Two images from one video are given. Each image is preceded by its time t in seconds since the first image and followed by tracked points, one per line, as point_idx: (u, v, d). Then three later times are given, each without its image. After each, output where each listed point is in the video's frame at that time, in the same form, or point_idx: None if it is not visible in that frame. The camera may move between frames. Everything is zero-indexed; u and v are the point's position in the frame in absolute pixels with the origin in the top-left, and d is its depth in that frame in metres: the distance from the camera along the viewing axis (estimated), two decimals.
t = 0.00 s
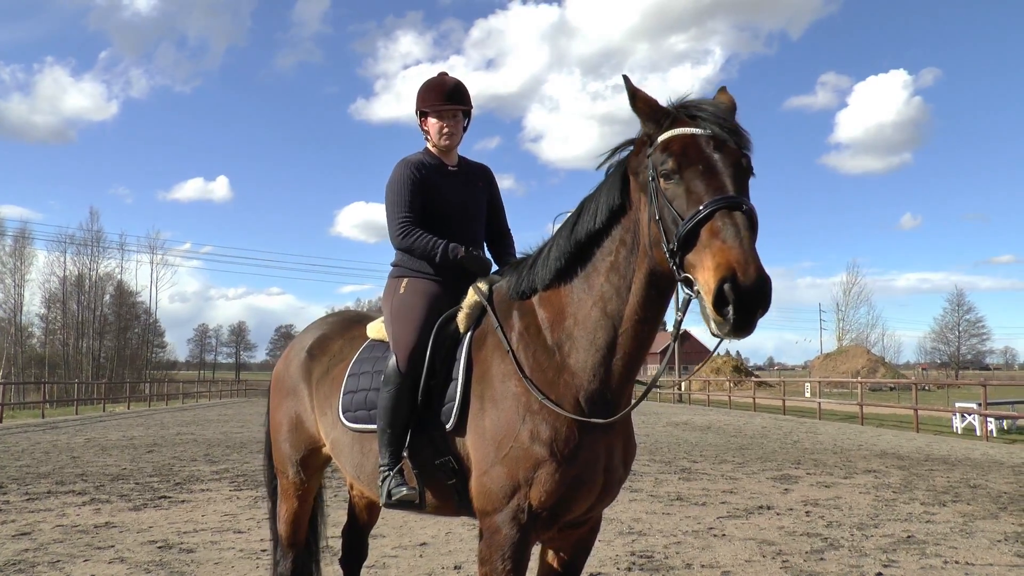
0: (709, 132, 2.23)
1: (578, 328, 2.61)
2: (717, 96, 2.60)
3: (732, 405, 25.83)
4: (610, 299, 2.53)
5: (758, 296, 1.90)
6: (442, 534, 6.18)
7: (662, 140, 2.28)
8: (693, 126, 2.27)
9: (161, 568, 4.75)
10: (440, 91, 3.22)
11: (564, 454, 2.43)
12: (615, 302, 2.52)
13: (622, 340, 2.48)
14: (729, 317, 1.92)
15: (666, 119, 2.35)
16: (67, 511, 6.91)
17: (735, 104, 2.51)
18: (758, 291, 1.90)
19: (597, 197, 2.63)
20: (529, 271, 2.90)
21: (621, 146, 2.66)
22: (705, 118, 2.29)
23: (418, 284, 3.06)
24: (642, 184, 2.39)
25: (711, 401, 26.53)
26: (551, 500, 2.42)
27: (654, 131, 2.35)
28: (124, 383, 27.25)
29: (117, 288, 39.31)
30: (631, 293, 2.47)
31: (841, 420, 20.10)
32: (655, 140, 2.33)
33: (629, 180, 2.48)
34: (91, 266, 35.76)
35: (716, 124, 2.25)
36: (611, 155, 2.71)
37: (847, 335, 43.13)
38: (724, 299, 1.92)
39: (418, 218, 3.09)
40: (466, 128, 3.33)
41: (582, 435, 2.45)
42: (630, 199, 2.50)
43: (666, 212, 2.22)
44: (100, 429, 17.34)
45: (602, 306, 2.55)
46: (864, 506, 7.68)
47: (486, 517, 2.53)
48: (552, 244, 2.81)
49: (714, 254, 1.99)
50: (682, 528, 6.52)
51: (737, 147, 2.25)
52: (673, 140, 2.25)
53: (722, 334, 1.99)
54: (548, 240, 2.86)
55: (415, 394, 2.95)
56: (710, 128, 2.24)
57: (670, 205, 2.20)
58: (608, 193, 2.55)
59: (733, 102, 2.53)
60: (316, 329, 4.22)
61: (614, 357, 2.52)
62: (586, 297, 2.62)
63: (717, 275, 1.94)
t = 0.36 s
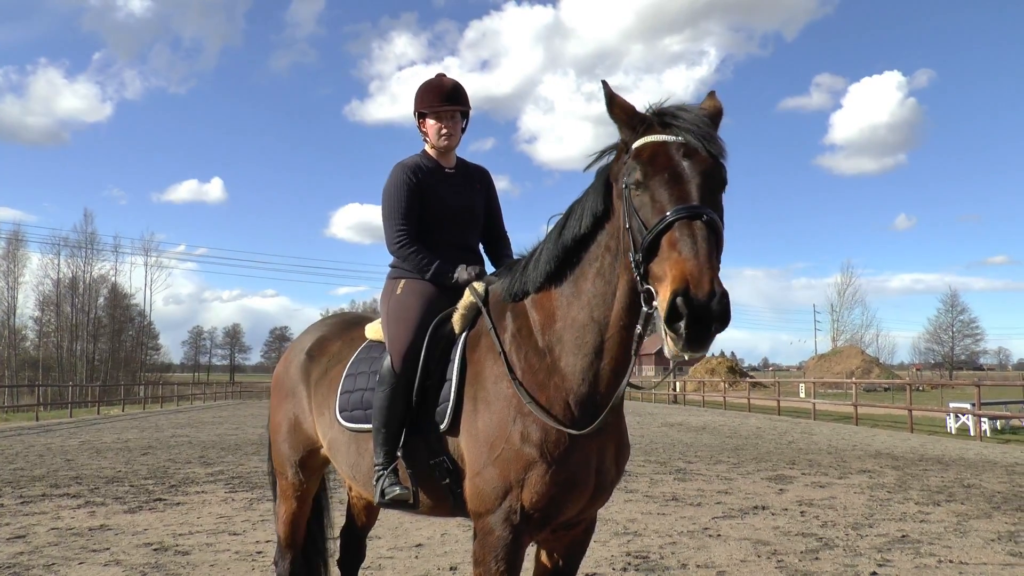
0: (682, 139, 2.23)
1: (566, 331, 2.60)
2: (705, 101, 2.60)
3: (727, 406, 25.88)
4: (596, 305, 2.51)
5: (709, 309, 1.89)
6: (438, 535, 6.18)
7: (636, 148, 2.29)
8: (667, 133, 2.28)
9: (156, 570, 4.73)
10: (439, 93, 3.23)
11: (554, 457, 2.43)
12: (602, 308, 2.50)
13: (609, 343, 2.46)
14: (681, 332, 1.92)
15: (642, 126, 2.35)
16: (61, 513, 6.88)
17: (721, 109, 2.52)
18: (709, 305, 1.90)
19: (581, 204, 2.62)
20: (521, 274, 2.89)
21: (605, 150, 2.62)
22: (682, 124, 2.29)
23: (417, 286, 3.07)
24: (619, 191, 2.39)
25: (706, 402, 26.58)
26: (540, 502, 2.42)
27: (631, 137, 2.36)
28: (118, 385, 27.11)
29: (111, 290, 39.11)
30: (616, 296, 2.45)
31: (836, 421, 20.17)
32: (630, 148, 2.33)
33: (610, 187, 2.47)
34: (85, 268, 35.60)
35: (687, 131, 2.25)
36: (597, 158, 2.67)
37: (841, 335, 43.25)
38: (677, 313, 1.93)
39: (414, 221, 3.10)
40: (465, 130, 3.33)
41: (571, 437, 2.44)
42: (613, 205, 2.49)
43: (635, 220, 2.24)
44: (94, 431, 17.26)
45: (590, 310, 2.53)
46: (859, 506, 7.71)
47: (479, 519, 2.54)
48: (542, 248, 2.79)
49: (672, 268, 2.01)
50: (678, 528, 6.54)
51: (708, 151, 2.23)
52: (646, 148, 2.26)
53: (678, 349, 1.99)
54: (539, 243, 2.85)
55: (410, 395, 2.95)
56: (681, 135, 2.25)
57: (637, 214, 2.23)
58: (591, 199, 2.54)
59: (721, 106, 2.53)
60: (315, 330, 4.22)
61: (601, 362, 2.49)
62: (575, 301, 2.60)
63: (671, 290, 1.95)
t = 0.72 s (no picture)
0: (657, 142, 2.22)
1: (560, 327, 2.59)
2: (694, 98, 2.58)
3: (726, 399, 25.93)
4: (588, 302, 2.49)
5: (666, 320, 1.89)
6: (437, 528, 6.20)
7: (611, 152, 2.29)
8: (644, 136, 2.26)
9: (156, 563, 4.75)
10: (439, 87, 3.21)
11: (552, 451, 2.43)
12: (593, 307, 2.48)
13: (603, 339, 2.45)
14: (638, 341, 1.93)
15: (620, 128, 2.34)
16: (61, 507, 6.88)
17: (709, 106, 2.51)
18: (665, 315, 1.90)
19: (572, 202, 2.59)
20: (519, 266, 2.89)
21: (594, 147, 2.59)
22: (659, 126, 2.28)
23: (418, 277, 3.07)
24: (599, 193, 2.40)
25: (704, 395, 26.63)
26: (536, 495, 2.43)
27: (609, 139, 2.35)
28: (116, 379, 27.09)
29: (109, 285, 39.03)
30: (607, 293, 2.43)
31: (834, 413, 20.22)
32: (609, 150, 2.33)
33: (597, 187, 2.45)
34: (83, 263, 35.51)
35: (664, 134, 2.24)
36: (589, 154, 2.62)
37: (840, 328, 43.31)
38: (634, 322, 1.94)
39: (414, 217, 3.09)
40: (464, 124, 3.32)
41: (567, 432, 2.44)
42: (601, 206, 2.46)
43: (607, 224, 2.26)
44: (94, 425, 17.26)
45: (582, 308, 2.51)
46: (857, 498, 7.73)
47: (477, 511, 2.54)
48: (537, 243, 2.78)
49: (634, 276, 2.02)
50: (676, 521, 6.55)
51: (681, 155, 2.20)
52: (622, 151, 2.25)
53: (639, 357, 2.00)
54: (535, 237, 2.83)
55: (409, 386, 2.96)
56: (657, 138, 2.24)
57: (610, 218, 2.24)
58: (580, 200, 2.52)
59: (708, 104, 2.51)
60: (315, 324, 4.22)
61: (596, 358, 2.47)
62: (567, 298, 2.58)
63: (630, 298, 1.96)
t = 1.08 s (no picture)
0: (692, 205, 2.09)
1: (554, 336, 2.59)
2: (725, 146, 2.50)
3: (726, 400, 25.94)
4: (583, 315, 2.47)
5: (683, 417, 1.89)
6: (438, 531, 6.20)
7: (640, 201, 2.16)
8: (678, 194, 2.13)
9: (156, 567, 4.74)
10: (437, 96, 3.20)
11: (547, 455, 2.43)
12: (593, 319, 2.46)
13: (599, 353, 2.40)
14: (654, 429, 1.93)
15: (654, 176, 2.21)
16: (62, 510, 6.88)
17: (739, 155, 2.44)
18: (684, 412, 1.89)
19: (578, 219, 2.56)
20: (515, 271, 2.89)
21: (607, 168, 2.55)
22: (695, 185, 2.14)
23: (416, 279, 3.07)
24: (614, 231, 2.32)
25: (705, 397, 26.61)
26: (529, 501, 2.44)
27: (640, 184, 2.21)
28: (117, 382, 27.07)
29: (110, 287, 39.01)
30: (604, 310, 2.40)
31: (835, 415, 20.21)
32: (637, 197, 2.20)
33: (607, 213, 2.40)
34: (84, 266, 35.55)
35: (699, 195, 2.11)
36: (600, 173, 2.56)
37: (841, 329, 43.34)
38: (651, 411, 1.92)
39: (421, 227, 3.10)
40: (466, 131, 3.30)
41: (562, 437, 2.46)
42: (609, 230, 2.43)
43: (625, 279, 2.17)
44: (94, 428, 17.26)
45: (578, 320, 2.49)
46: (858, 500, 7.72)
47: (471, 514, 2.54)
48: (537, 253, 2.76)
49: (657, 359, 1.96)
50: (677, 523, 6.55)
51: (714, 230, 2.10)
52: (654, 204, 2.12)
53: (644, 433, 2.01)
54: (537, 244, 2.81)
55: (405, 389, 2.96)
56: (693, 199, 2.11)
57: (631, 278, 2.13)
58: (588, 220, 2.48)
59: (738, 156, 2.44)
60: (317, 327, 4.22)
61: (593, 369, 2.43)
62: (562, 309, 2.57)
63: (652, 387, 1.92)
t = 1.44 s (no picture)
0: (764, 265, 2.11)
1: (552, 345, 2.60)
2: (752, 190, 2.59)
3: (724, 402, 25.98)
4: (588, 330, 2.51)
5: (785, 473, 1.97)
6: (435, 533, 6.20)
7: (714, 256, 2.13)
8: (751, 252, 2.11)
9: (153, 569, 4.73)
10: (439, 103, 3.14)
11: (539, 459, 2.44)
12: (596, 334, 2.50)
13: (603, 366, 2.47)
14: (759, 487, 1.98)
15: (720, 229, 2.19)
16: (59, 513, 6.87)
17: (769, 197, 2.54)
18: (788, 468, 1.97)
19: (599, 242, 2.56)
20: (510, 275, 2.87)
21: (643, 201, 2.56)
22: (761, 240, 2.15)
23: (408, 279, 3.08)
24: (666, 275, 2.28)
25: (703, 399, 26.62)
26: (523, 507, 2.44)
27: (704, 238, 2.18)
28: (115, 385, 27.05)
29: (107, 290, 38.94)
30: (613, 330, 2.47)
31: (834, 417, 20.23)
32: (705, 250, 2.16)
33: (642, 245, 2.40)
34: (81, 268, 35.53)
35: (764, 253, 2.12)
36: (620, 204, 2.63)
37: (839, 331, 43.41)
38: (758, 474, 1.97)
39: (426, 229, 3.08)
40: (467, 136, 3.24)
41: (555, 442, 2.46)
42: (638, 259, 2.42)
43: (697, 335, 2.13)
44: (93, 431, 17.25)
45: (579, 334, 2.53)
46: (855, 502, 7.74)
47: (464, 517, 2.54)
48: (541, 264, 2.75)
49: (757, 422, 1.98)
50: (674, 525, 6.55)
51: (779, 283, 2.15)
52: (728, 261, 2.11)
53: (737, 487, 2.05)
54: (540, 254, 2.78)
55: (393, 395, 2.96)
56: (765, 259, 2.12)
57: (710, 339, 2.08)
58: (616, 245, 2.48)
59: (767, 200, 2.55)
60: (313, 329, 4.22)
61: (590, 380, 2.50)
62: (562, 320, 2.59)
63: (760, 453, 1.95)
